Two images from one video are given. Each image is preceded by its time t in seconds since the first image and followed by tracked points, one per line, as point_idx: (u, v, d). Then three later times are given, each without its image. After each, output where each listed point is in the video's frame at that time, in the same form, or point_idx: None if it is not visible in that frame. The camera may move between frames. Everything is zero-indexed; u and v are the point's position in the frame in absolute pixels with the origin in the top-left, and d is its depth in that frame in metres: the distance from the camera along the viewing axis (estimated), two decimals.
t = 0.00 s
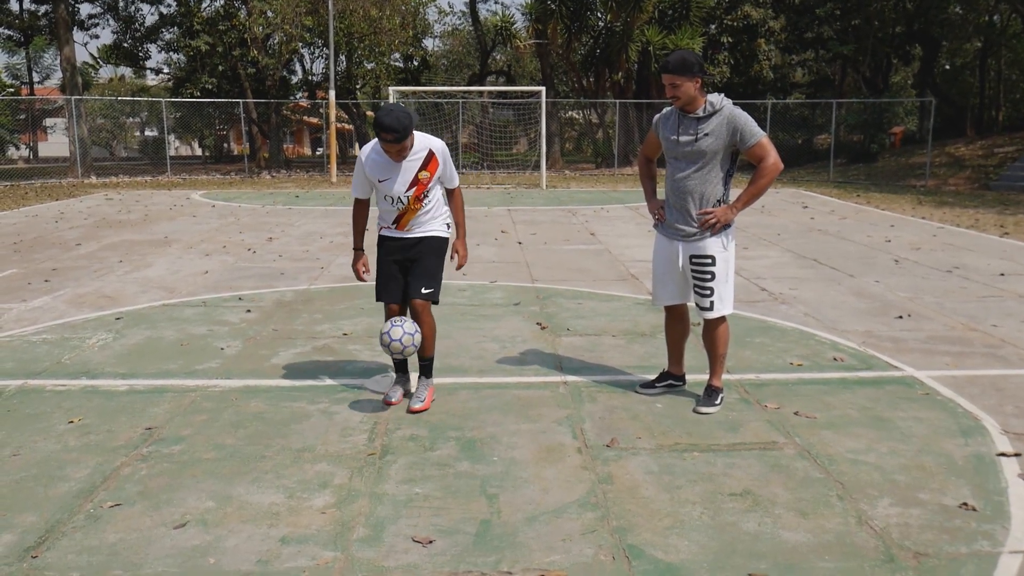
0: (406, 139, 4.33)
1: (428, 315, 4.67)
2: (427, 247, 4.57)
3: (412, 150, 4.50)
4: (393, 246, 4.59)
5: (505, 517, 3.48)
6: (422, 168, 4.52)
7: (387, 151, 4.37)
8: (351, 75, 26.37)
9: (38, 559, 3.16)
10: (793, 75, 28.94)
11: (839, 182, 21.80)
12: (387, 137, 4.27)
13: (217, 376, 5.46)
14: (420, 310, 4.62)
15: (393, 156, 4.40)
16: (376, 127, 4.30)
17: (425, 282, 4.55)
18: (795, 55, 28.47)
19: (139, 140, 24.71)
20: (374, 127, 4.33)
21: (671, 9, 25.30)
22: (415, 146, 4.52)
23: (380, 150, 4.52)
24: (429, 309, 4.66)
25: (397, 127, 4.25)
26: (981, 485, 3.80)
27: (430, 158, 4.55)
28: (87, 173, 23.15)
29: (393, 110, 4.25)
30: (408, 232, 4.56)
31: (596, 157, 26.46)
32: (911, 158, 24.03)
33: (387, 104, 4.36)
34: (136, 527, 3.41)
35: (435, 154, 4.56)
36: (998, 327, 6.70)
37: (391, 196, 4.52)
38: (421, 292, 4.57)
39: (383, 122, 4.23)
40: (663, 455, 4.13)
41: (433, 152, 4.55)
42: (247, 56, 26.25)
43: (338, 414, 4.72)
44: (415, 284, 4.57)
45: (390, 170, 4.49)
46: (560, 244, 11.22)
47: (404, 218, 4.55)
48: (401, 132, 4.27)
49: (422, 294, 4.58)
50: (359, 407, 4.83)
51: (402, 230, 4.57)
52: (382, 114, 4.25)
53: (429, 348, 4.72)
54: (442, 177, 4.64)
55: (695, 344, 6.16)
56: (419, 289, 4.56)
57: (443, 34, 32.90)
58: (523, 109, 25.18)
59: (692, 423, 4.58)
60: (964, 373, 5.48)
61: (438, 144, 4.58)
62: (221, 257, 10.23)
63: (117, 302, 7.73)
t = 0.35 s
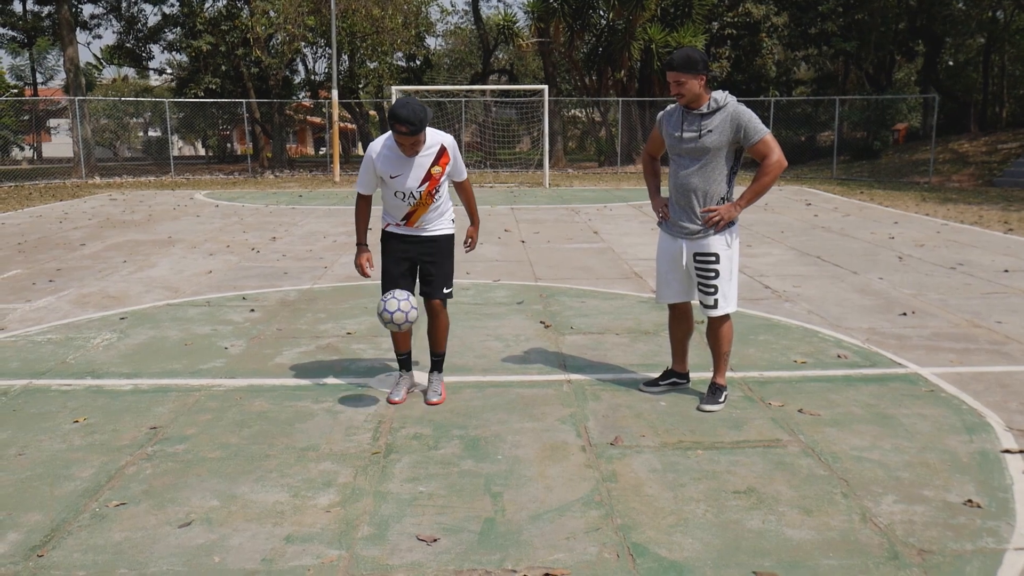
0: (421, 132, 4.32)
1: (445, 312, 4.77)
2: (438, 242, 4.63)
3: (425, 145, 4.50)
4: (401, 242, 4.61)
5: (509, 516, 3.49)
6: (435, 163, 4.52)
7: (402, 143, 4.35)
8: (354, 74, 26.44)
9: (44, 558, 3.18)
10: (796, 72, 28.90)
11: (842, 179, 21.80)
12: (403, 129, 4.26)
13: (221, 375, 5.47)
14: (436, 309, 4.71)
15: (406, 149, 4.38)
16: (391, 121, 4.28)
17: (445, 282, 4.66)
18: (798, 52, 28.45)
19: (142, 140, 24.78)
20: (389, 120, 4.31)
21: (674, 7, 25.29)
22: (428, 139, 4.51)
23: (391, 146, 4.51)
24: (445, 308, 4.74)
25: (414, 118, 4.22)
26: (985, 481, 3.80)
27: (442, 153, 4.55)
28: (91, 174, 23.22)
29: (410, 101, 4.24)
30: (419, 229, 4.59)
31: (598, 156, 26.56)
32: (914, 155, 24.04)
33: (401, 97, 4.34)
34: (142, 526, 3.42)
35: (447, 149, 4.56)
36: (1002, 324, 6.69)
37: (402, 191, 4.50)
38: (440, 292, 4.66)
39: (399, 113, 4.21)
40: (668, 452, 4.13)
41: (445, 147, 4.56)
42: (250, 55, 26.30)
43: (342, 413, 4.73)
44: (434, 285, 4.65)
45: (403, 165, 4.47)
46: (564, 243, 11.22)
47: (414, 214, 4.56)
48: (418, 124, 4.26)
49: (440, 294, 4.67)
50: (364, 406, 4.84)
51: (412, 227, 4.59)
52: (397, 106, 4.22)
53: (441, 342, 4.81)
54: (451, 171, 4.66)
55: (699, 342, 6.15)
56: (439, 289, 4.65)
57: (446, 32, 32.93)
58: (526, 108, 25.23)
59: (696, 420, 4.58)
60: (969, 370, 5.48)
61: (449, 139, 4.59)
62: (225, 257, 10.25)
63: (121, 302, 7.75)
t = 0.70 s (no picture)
0: (416, 139, 4.32)
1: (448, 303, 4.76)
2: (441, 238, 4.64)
3: (420, 151, 4.46)
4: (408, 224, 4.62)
5: (511, 515, 3.49)
6: (430, 170, 4.50)
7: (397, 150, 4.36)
8: (358, 74, 26.49)
9: (47, 556, 3.19)
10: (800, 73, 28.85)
11: (846, 181, 21.79)
12: (396, 139, 4.27)
13: (224, 374, 5.48)
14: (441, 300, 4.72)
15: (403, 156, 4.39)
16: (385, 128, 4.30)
17: (443, 272, 4.65)
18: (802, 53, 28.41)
19: (146, 139, 24.83)
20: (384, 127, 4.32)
21: (678, 8, 25.28)
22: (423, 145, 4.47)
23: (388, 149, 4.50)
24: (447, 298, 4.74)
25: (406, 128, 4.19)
26: (988, 483, 3.79)
27: (437, 159, 4.51)
28: (96, 173, 23.28)
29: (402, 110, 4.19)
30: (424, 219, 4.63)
31: (602, 156, 26.30)
32: (918, 157, 24.03)
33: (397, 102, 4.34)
34: (145, 524, 3.43)
35: (442, 154, 4.51)
36: (1005, 326, 6.68)
37: (401, 192, 4.55)
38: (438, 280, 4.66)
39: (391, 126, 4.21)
40: (670, 453, 4.13)
41: (440, 153, 4.51)
42: (254, 55, 26.32)
43: (344, 412, 4.73)
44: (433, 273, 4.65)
45: (399, 168, 4.48)
46: (566, 243, 11.22)
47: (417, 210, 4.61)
48: (413, 131, 4.27)
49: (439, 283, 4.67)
50: (366, 405, 4.85)
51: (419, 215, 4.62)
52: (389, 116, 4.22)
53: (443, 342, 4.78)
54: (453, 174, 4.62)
55: (702, 343, 6.16)
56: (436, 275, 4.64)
57: (450, 32, 32.95)
58: (530, 108, 24.99)
59: (697, 421, 4.58)
60: (972, 372, 5.47)
61: (446, 144, 4.54)
62: (228, 256, 10.26)
63: (125, 301, 7.77)
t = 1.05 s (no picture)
0: (426, 121, 4.34)
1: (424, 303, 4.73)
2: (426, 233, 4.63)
3: (427, 135, 4.50)
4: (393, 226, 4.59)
5: (513, 512, 3.49)
6: (431, 156, 4.54)
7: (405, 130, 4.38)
8: (359, 72, 26.41)
9: (51, 555, 3.19)
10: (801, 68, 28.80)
11: (848, 175, 21.77)
12: (405, 115, 4.26)
13: (226, 373, 5.49)
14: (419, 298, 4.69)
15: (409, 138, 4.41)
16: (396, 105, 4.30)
17: (425, 270, 4.61)
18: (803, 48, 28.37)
19: (148, 138, 24.86)
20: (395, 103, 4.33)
21: (678, 3, 25.26)
22: (432, 129, 4.53)
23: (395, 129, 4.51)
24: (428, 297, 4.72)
25: (422, 105, 4.23)
26: (991, 477, 3.79)
27: (441, 146, 4.56)
28: (97, 172, 23.31)
29: (419, 89, 4.24)
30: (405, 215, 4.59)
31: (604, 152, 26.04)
32: (920, 151, 23.99)
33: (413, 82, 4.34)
34: (148, 523, 3.43)
35: (449, 143, 4.57)
36: (1008, 320, 6.67)
37: (395, 175, 4.52)
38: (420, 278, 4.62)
39: (405, 101, 4.22)
40: (672, 448, 4.13)
41: (445, 141, 4.56)
42: (255, 53, 26.34)
43: (347, 409, 4.74)
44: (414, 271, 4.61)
45: (400, 148, 4.49)
46: (568, 239, 11.21)
47: (403, 202, 4.56)
48: (425, 111, 4.27)
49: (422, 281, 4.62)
50: (368, 402, 4.86)
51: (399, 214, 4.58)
52: (402, 92, 4.23)
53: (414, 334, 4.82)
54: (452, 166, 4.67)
55: (703, 338, 6.15)
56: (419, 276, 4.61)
57: (450, 29, 32.95)
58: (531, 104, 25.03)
59: (700, 416, 4.58)
60: (974, 366, 5.46)
61: (452, 133, 4.59)
62: (230, 254, 10.27)
63: (127, 300, 7.78)
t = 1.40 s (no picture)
0: (403, 121, 4.31)
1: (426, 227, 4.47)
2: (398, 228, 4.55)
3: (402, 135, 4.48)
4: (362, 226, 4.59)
5: (515, 510, 3.49)
6: (401, 155, 4.51)
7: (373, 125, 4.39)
8: (359, 70, 26.30)
9: (53, 555, 3.19)
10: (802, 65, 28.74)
11: (849, 172, 21.76)
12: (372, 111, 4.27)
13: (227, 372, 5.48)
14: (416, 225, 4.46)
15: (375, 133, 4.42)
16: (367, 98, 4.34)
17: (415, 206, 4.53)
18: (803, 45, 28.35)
19: (149, 138, 24.86)
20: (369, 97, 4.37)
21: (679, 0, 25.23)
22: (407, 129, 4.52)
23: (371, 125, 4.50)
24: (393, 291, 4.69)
25: (398, 104, 4.22)
26: (992, 473, 3.79)
27: (413, 149, 4.53)
28: (98, 172, 23.31)
29: (395, 88, 4.23)
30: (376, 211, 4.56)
31: (605, 150, 26.27)
32: (922, 147, 23.98)
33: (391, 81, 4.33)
34: (149, 523, 3.43)
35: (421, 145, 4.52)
36: (1009, 316, 6.66)
37: (365, 167, 4.52)
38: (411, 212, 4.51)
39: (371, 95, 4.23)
40: (673, 446, 4.13)
41: (417, 144, 4.53)
42: (255, 53, 26.30)
43: (347, 408, 4.74)
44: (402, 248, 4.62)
45: (371, 143, 4.48)
46: (569, 237, 11.20)
47: (373, 197, 4.54)
48: (402, 111, 4.26)
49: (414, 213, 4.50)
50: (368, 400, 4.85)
51: (371, 211, 4.56)
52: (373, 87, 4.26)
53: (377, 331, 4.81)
54: (422, 172, 4.59)
55: (704, 336, 6.15)
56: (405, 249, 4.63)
57: (450, 28, 32.95)
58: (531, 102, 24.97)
59: (701, 414, 4.58)
60: (975, 362, 5.46)
61: (426, 140, 4.56)
62: (231, 254, 10.27)
63: (128, 300, 7.79)
